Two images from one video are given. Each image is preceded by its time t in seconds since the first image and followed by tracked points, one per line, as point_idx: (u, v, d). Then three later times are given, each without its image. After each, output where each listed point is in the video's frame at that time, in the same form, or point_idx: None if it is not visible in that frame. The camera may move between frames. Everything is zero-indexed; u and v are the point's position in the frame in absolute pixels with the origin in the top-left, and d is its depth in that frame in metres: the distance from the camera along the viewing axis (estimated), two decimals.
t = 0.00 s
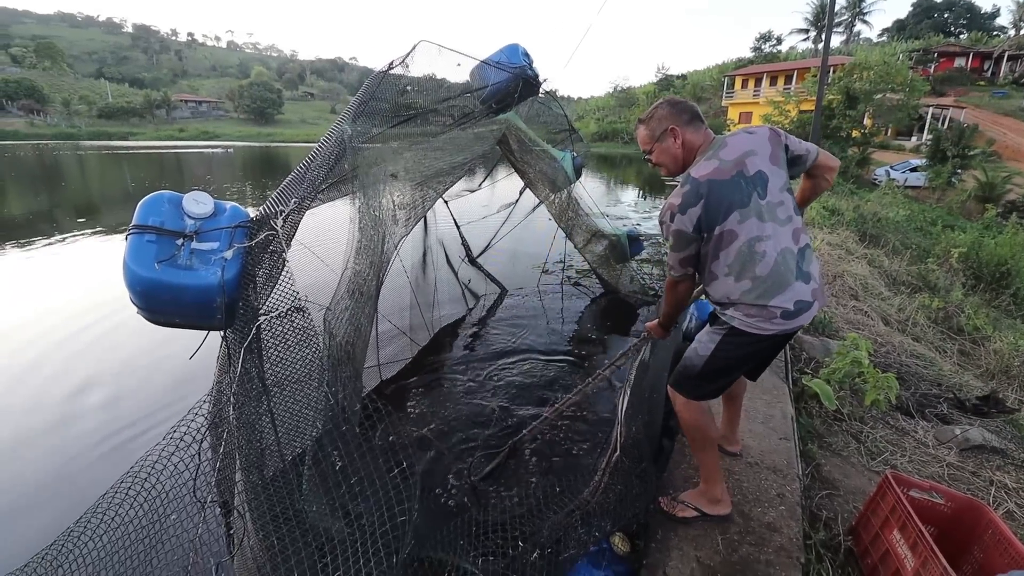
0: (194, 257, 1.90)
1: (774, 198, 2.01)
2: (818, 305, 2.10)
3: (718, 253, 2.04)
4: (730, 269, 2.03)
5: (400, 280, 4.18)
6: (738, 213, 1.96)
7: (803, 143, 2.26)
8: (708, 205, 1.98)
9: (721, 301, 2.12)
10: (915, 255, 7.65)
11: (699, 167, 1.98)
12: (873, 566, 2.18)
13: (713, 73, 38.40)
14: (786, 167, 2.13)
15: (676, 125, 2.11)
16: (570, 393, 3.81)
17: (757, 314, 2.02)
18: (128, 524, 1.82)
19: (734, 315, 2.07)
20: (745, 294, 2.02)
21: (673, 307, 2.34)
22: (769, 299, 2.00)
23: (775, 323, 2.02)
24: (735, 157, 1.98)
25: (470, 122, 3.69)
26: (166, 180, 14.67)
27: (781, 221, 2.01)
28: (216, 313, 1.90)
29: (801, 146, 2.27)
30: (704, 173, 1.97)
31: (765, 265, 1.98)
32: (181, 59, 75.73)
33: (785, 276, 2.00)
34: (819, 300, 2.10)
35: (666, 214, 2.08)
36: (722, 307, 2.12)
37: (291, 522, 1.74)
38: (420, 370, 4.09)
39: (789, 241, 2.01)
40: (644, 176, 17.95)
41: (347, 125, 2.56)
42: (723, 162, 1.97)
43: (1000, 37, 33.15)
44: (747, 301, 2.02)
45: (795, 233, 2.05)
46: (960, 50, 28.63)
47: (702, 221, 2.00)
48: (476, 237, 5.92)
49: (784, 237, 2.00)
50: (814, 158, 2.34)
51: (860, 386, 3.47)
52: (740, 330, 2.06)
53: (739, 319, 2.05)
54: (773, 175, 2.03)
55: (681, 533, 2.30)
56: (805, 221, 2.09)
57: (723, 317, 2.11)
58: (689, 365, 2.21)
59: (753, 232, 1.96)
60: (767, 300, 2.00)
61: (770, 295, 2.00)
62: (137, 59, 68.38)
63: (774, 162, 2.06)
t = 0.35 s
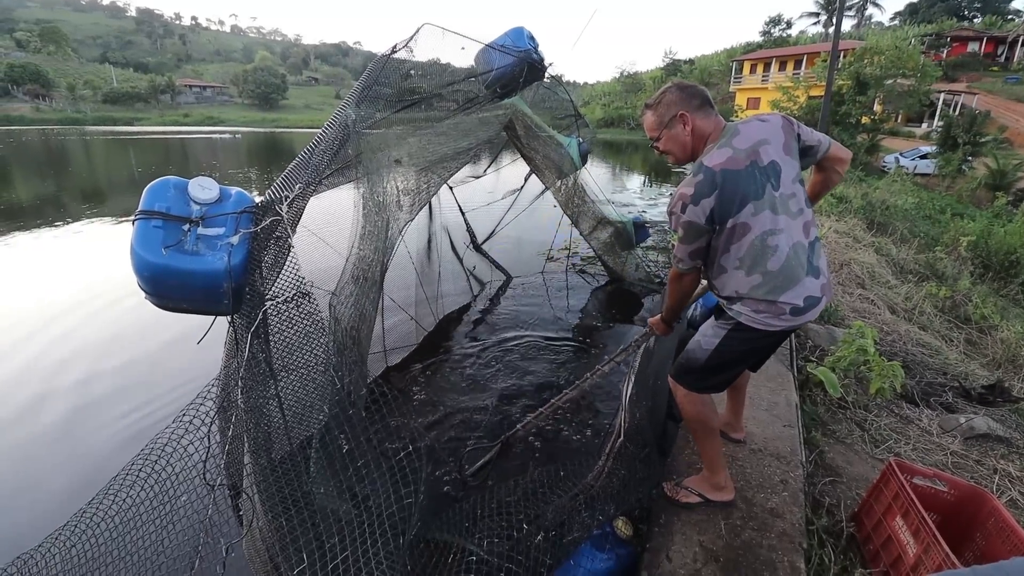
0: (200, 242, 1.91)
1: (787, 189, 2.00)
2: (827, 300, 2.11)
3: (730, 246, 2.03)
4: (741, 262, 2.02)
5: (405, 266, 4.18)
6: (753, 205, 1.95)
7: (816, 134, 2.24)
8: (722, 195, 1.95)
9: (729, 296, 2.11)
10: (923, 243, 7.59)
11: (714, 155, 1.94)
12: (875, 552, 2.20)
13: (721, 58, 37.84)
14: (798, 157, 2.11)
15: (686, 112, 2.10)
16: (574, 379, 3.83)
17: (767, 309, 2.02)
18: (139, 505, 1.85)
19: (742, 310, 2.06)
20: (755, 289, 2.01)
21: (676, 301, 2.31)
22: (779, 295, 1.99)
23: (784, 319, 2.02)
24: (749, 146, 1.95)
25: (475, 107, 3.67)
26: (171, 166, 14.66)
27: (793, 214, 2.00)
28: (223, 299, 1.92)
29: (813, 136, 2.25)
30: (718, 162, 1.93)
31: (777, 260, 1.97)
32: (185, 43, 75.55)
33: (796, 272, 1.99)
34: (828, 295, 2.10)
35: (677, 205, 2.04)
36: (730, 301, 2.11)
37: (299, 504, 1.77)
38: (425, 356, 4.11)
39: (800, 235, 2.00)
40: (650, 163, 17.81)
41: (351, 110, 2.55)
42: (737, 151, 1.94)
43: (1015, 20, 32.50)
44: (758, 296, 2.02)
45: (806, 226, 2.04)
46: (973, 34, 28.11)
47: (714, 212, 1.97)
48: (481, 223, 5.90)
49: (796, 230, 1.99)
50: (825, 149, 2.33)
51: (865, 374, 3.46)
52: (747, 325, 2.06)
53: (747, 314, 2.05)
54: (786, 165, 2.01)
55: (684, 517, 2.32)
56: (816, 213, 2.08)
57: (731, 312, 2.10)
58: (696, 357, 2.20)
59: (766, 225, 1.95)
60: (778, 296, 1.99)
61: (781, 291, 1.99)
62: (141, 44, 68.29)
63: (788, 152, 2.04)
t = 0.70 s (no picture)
0: (205, 240, 1.91)
1: (795, 187, 1.99)
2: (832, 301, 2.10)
3: (736, 245, 2.01)
4: (747, 262, 2.00)
5: (409, 264, 4.19)
6: (761, 204, 1.93)
7: (824, 133, 2.23)
8: (731, 192, 1.92)
9: (733, 296, 2.10)
10: (930, 241, 7.53)
11: (722, 151, 1.92)
12: (880, 552, 2.19)
13: (727, 54, 37.61)
14: (806, 155, 2.10)
15: (693, 106, 2.08)
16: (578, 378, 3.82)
17: (772, 310, 2.01)
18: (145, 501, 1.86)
19: (746, 311, 2.05)
20: (761, 290, 2.00)
21: (674, 300, 2.29)
22: (784, 296, 1.98)
23: (789, 320, 2.01)
24: (758, 142, 1.94)
25: (478, 104, 3.66)
26: (177, 164, 14.71)
27: (801, 212, 1.99)
28: (228, 296, 1.92)
29: (821, 135, 2.24)
30: (727, 158, 1.91)
31: (784, 260, 1.96)
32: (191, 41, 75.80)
33: (803, 272, 1.98)
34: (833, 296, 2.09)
35: (683, 200, 2.00)
36: (735, 301, 2.10)
37: (305, 501, 1.77)
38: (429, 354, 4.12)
39: (807, 235, 2.00)
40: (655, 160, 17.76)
41: (354, 107, 2.55)
42: (747, 148, 1.92)
43: None
44: (764, 296, 2.00)
45: (812, 226, 2.03)
46: (982, 30, 27.85)
47: (722, 209, 1.95)
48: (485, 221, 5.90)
49: (803, 230, 1.98)
50: (833, 148, 2.31)
51: (871, 373, 3.44)
52: (751, 326, 2.05)
53: (752, 315, 2.04)
54: (794, 163, 2.00)
55: (688, 516, 2.31)
56: (821, 213, 2.08)
57: (735, 313, 2.09)
58: (700, 356, 2.19)
59: (774, 224, 1.94)
60: (784, 297, 1.98)
61: (787, 293, 1.98)
62: (147, 41, 68.52)
63: (796, 150, 2.03)
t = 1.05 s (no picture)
0: (212, 239, 1.92)
1: (804, 185, 1.98)
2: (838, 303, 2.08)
3: (742, 242, 1.99)
4: (753, 259, 1.99)
5: (413, 263, 4.19)
6: (770, 200, 1.92)
7: (833, 132, 2.23)
8: (738, 187, 1.91)
9: (737, 296, 2.09)
10: (936, 242, 7.49)
11: (731, 144, 1.91)
12: (887, 555, 2.18)
13: (733, 54, 37.46)
14: (816, 153, 2.09)
15: (703, 98, 2.07)
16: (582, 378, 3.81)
17: (776, 312, 2.00)
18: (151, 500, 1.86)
19: (750, 312, 2.04)
20: (766, 289, 1.99)
21: (670, 296, 2.24)
22: (789, 296, 1.97)
23: (793, 322, 2.00)
24: (768, 137, 1.93)
25: (483, 104, 3.67)
26: (182, 163, 14.76)
27: (809, 211, 1.98)
28: (234, 295, 1.92)
29: (831, 133, 2.24)
30: (737, 151, 1.89)
31: (790, 258, 1.95)
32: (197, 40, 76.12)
33: (809, 273, 1.97)
34: (840, 298, 2.07)
35: (689, 191, 1.97)
36: (739, 301, 2.08)
37: (311, 501, 1.76)
38: (433, 353, 4.12)
39: (814, 234, 1.99)
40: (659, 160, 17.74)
41: (361, 106, 2.56)
42: (757, 143, 1.91)
43: None
44: (770, 297, 1.99)
45: (819, 225, 2.02)
46: (989, 31, 27.68)
47: (728, 204, 1.93)
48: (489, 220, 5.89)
49: (810, 228, 1.97)
50: (842, 149, 2.30)
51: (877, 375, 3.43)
52: (755, 328, 2.04)
53: (755, 317, 2.03)
54: (803, 160, 2.00)
55: (694, 518, 2.30)
56: (829, 214, 2.07)
57: (739, 313, 2.08)
58: (707, 356, 2.19)
59: (781, 221, 1.93)
60: (788, 298, 1.97)
61: (791, 292, 1.97)
62: (153, 41, 68.81)
63: (806, 147, 2.02)
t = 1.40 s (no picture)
0: (215, 237, 1.93)
1: (815, 186, 1.97)
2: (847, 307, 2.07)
3: (750, 243, 1.98)
4: (762, 261, 1.98)
5: (416, 263, 4.20)
6: (780, 200, 1.91)
7: (842, 134, 2.23)
8: (746, 185, 1.91)
9: (745, 299, 2.08)
10: (943, 242, 7.44)
11: (740, 143, 1.91)
12: (890, 556, 2.17)
13: (738, 54, 37.33)
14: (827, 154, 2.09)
15: (713, 95, 2.06)
16: (585, 378, 3.81)
17: (784, 316, 1.99)
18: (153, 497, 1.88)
19: (758, 314, 2.04)
20: (776, 291, 1.98)
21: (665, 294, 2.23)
22: (799, 298, 1.96)
23: (802, 326, 1.99)
24: (780, 137, 1.93)
25: (486, 104, 3.69)
26: (188, 163, 14.83)
27: (820, 212, 1.97)
28: (237, 293, 1.94)
29: (840, 135, 2.23)
30: (748, 150, 1.90)
31: (802, 260, 1.94)
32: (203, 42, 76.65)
33: (819, 276, 1.96)
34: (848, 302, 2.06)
35: (694, 187, 1.97)
36: (747, 304, 2.08)
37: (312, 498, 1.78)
38: (436, 352, 4.13)
39: (825, 237, 1.98)
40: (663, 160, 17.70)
41: (364, 105, 2.56)
42: (769, 141, 1.91)
43: None
44: (780, 298, 1.98)
45: (831, 228, 2.02)
46: (997, 29, 27.47)
47: (737, 202, 1.93)
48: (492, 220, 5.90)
49: (822, 230, 1.97)
50: (851, 153, 2.30)
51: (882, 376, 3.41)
52: (762, 331, 2.03)
53: (762, 319, 2.02)
54: (815, 160, 1.99)
55: (695, 518, 2.30)
56: (839, 217, 2.07)
57: (746, 316, 2.08)
58: (716, 358, 2.17)
59: (794, 221, 1.92)
60: (798, 301, 1.97)
61: (802, 295, 1.96)
62: (160, 42, 69.43)
63: (818, 147, 2.02)
